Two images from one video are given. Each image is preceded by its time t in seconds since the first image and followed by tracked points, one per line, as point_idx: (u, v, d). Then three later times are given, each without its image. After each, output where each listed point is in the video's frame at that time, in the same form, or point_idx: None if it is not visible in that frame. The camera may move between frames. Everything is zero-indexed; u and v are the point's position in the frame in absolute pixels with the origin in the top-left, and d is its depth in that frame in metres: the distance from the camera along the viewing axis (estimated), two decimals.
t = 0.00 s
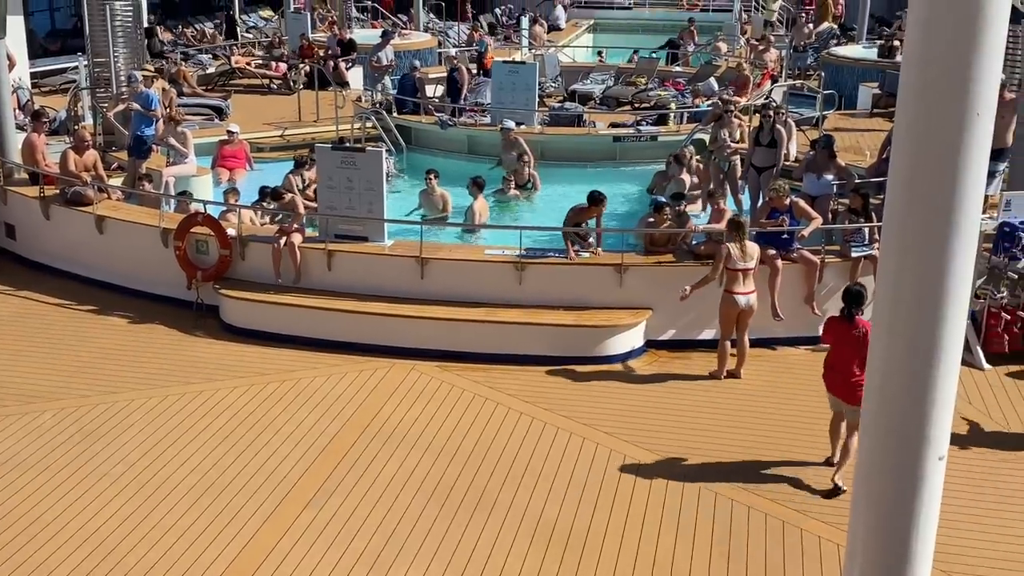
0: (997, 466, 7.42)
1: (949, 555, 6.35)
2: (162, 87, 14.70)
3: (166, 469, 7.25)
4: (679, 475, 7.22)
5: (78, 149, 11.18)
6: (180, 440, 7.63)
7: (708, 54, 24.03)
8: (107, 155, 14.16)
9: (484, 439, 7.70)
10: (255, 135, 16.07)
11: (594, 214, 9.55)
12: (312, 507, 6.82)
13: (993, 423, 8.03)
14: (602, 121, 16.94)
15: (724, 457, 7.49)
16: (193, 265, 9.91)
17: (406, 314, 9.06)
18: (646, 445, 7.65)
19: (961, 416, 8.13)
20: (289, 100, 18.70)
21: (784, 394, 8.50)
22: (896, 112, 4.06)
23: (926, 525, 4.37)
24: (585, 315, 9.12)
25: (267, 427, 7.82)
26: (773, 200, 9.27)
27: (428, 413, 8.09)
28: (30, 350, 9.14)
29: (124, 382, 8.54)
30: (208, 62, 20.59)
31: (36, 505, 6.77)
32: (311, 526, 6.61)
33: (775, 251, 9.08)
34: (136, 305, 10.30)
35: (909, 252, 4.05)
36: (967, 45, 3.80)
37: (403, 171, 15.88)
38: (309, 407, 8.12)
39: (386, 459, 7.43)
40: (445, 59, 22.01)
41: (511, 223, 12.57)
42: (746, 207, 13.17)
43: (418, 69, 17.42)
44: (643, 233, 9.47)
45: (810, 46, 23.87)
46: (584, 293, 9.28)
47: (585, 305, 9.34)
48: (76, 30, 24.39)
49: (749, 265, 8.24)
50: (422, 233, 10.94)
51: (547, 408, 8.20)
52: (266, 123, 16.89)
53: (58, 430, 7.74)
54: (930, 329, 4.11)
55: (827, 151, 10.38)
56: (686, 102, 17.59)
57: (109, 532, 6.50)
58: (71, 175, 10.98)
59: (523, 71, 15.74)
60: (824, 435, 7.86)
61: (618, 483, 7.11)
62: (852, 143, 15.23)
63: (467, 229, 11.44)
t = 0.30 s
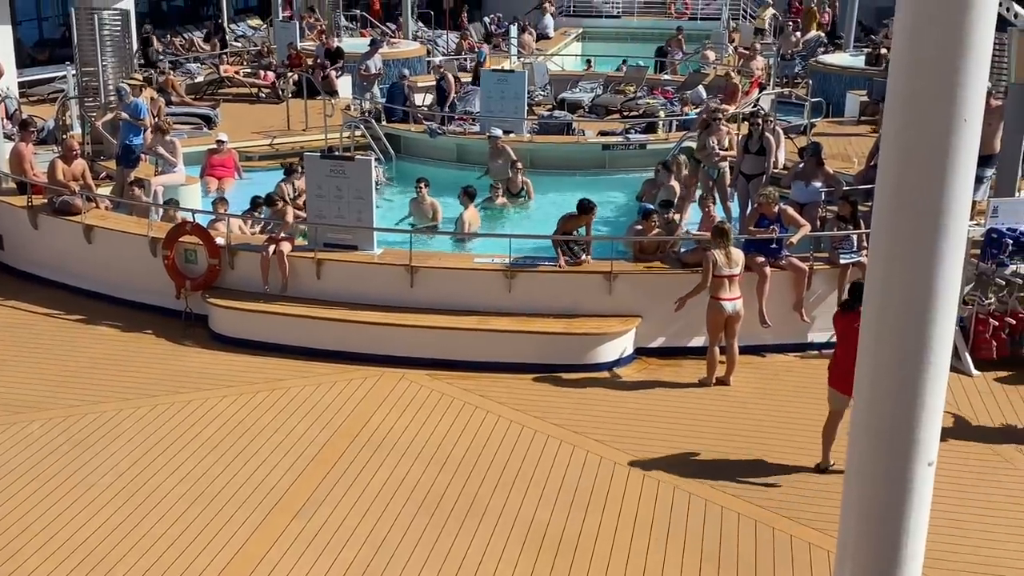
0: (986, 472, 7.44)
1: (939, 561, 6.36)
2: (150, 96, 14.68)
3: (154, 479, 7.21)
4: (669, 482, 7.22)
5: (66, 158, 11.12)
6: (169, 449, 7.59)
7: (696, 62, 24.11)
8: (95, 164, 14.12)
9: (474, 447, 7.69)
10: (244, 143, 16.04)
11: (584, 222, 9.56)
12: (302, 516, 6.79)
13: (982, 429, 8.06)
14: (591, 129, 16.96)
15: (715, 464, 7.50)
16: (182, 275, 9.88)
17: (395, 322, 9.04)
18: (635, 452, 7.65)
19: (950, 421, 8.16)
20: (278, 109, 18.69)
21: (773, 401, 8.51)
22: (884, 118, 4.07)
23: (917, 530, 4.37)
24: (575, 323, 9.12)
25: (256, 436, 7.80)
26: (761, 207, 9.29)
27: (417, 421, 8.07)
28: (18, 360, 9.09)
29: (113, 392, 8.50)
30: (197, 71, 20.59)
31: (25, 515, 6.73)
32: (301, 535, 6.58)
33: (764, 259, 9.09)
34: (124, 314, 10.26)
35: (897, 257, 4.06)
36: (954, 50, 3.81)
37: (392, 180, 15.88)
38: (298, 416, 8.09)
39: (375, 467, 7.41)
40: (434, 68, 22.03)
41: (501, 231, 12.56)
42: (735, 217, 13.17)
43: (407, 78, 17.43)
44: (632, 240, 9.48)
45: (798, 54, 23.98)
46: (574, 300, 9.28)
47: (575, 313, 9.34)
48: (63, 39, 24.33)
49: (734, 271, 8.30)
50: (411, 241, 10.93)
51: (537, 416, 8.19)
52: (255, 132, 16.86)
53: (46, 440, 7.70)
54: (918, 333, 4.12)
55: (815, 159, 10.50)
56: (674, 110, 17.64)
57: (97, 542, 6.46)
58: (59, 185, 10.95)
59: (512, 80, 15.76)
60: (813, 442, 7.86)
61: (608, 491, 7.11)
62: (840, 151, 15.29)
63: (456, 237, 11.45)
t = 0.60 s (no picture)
0: (978, 476, 7.46)
1: (932, 565, 6.37)
2: (142, 102, 14.65)
3: (146, 485, 7.19)
4: (661, 488, 7.22)
5: (57, 164, 11.09)
6: (161, 456, 7.56)
7: (688, 68, 24.17)
8: (86, 170, 14.09)
9: (467, 453, 7.68)
10: (235, 150, 16.03)
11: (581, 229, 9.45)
12: (294, 522, 6.77)
13: (973, 433, 8.07)
14: (583, 135, 16.98)
15: (708, 469, 7.49)
16: (173, 281, 9.85)
17: (387, 328, 9.03)
18: (628, 457, 7.64)
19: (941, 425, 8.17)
20: (270, 115, 18.68)
21: (765, 406, 8.52)
22: (876, 122, 4.08)
23: (909, 534, 4.37)
24: (567, 329, 9.12)
25: (248, 443, 7.77)
26: (754, 210, 9.31)
27: (410, 427, 8.05)
28: (9, 367, 9.05)
29: (104, 399, 8.46)
30: (188, 78, 20.57)
31: (16, 522, 6.70)
32: (294, 542, 6.57)
33: (756, 264, 9.10)
34: (116, 321, 10.23)
35: (888, 262, 4.07)
36: (945, 55, 3.83)
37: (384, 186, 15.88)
38: (291, 422, 8.07)
39: (368, 474, 7.39)
40: (425, 74, 22.04)
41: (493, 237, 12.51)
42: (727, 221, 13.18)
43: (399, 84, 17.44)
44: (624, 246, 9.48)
45: (789, 60, 24.05)
46: (566, 306, 9.28)
47: (568, 318, 9.34)
48: (54, 45, 24.32)
49: (725, 276, 8.31)
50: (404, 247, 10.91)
51: (530, 422, 8.18)
52: (246, 138, 16.85)
53: (37, 447, 7.67)
54: (910, 338, 4.13)
55: (806, 164, 10.53)
56: (666, 116, 17.68)
57: (89, 549, 6.44)
58: (50, 191, 10.92)
59: (504, 85, 15.77)
60: (805, 446, 7.87)
61: (601, 497, 7.10)
62: (831, 157, 15.33)
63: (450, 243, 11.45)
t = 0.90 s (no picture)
0: (970, 478, 7.47)
1: (924, 567, 6.38)
2: (134, 106, 14.62)
3: (138, 490, 7.17)
4: (654, 491, 7.22)
5: (49, 167, 11.09)
6: (153, 459, 7.55)
7: (680, 72, 24.20)
8: (78, 174, 14.06)
9: (460, 457, 7.67)
10: (227, 153, 16.01)
11: (577, 230, 9.50)
12: (287, 526, 6.76)
13: (965, 436, 8.09)
14: (576, 138, 17.00)
15: (700, 472, 7.50)
16: (165, 285, 9.84)
17: (380, 331, 9.02)
18: (620, 460, 7.65)
19: (932, 427, 8.19)
20: (262, 119, 18.67)
21: (758, 409, 8.53)
22: (867, 123, 4.09)
23: (901, 535, 4.38)
24: (560, 332, 9.12)
25: (240, 446, 7.75)
26: (745, 213, 9.28)
27: (402, 431, 8.05)
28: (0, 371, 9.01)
29: (95, 403, 8.43)
30: (180, 81, 20.54)
31: (8, 527, 6.67)
32: (286, 545, 6.55)
33: (748, 268, 9.10)
34: (108, 325, 10.21)
35: (880, 264, 4.08)
36: (936, 56, 3.83)
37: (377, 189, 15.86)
38: (283, 426, 8.06)
39: (360, 477, 7.38)
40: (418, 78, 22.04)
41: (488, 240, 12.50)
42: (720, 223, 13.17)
43: (392, 87, 17.43)
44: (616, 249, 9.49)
45: (781, 64, 24.10)
46: (559, 309, 9.28)
47: (561, 321, 9.34)
48: (46, 48, 24.28)
49: (717, 279, 8.32)
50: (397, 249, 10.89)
51: (522, 425, 8.18)
52: (239, 141, 16.82)
53: (29, 451, 7.64)
54: (902, 339, 4.13)
55: (798, 168, 10.57)
56: (658, 119, 17.70)
57: (82, 552, 6.42)
58: (42, 195, 10.91)
59: (497, 89, 15.77)
60: (797, 449, 7.88)
61: (594, 500, 7.11)
62: (823, 160, 15.37)
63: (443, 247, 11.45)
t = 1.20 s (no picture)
0: (962, 480, 7.48)
1: (916, 568, 6.39)
2: (126, 107, 14.60)
3: (131, 491, 7.15)
4: (647, 493, 7.22)
5: (41, 169, 11.07)
6: (146, 462, 7.53)
7: (674, 74, 24.22)
8: (71, 175, 14.02)
9: (454, 459, 7.66)
10: (221, 155, 15.99)
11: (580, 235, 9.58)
12: (280, 528, 6.75)
13: (957, 438, 8.10)
14: (570, 139, 17.00)
15: (693, 473, 7.51)
16: (158, 287, 9.82)
17: (374, 333, 9.01)
18: (614, 462, 7.65)
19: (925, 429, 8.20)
20: (256, 120, 18.65)
21: (751, 410, 8.53)
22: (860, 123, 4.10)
23: (894, 536, 4.38)
24: (553, 334, 9.12)
25: (233, 449, 7.74)
26: (738, 216, 9.32)
27: (395, 433, 8.04)
28: None
29: (88, 405, 8.41)
30: (173, 83, 20.51)
31: None
32: (279, 547, 6.54)
33: (742, 270, 9.11)
34: (101, 326, 10.18)
35: (872, 265, 4.09)
36: (928, 55, 3.84)
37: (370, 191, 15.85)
38: (276, 428, 8.04)
39: (354, 479, 7.37)
40: (411, 79, 22.03)
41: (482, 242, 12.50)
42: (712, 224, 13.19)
43: (386, 89, 17.42)
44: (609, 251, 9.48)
45: (774, 66, 24.13)
46: (553, 310, 9.28)
47: (554, 323, 9.33)
48: (39, 49, 24.24)
49: (710, 281, 8.33)
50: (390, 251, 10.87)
51: (516, 427, 8.17)
52: (232, 143, 16.79)
53: (21, 454, 7.61)
54: (895, 340, 4.14)
55: (791, 170, 10.61)
56: (652, 121, 17.72)
57: (75, 554, 6.41)
58: (35, 196, 10.89)
59: (491, 91, 15.77)
60: (791, 451, 7.88)
61: (587, 502, 7.10)
62: (816, 162, 15.40)
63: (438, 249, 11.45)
